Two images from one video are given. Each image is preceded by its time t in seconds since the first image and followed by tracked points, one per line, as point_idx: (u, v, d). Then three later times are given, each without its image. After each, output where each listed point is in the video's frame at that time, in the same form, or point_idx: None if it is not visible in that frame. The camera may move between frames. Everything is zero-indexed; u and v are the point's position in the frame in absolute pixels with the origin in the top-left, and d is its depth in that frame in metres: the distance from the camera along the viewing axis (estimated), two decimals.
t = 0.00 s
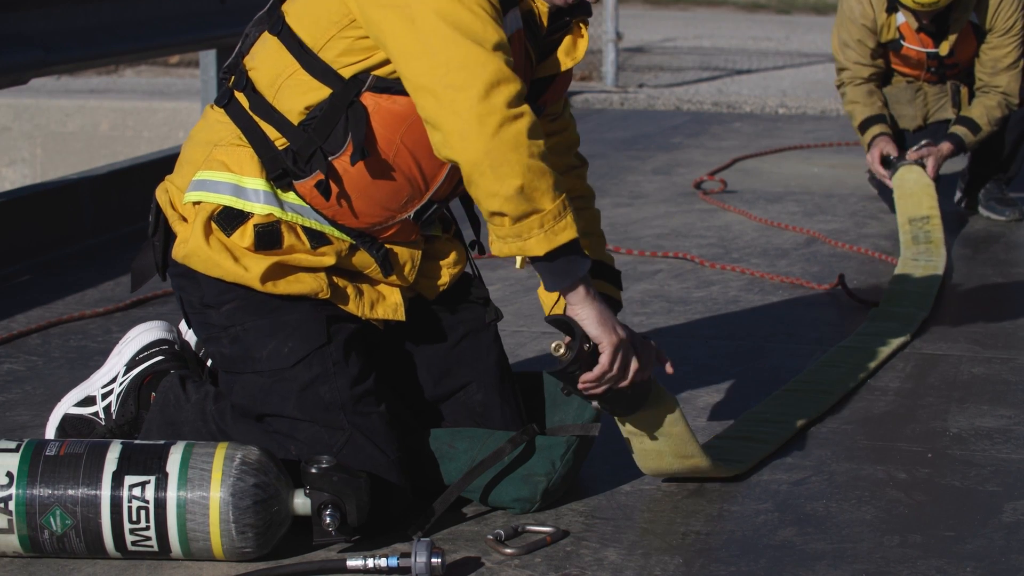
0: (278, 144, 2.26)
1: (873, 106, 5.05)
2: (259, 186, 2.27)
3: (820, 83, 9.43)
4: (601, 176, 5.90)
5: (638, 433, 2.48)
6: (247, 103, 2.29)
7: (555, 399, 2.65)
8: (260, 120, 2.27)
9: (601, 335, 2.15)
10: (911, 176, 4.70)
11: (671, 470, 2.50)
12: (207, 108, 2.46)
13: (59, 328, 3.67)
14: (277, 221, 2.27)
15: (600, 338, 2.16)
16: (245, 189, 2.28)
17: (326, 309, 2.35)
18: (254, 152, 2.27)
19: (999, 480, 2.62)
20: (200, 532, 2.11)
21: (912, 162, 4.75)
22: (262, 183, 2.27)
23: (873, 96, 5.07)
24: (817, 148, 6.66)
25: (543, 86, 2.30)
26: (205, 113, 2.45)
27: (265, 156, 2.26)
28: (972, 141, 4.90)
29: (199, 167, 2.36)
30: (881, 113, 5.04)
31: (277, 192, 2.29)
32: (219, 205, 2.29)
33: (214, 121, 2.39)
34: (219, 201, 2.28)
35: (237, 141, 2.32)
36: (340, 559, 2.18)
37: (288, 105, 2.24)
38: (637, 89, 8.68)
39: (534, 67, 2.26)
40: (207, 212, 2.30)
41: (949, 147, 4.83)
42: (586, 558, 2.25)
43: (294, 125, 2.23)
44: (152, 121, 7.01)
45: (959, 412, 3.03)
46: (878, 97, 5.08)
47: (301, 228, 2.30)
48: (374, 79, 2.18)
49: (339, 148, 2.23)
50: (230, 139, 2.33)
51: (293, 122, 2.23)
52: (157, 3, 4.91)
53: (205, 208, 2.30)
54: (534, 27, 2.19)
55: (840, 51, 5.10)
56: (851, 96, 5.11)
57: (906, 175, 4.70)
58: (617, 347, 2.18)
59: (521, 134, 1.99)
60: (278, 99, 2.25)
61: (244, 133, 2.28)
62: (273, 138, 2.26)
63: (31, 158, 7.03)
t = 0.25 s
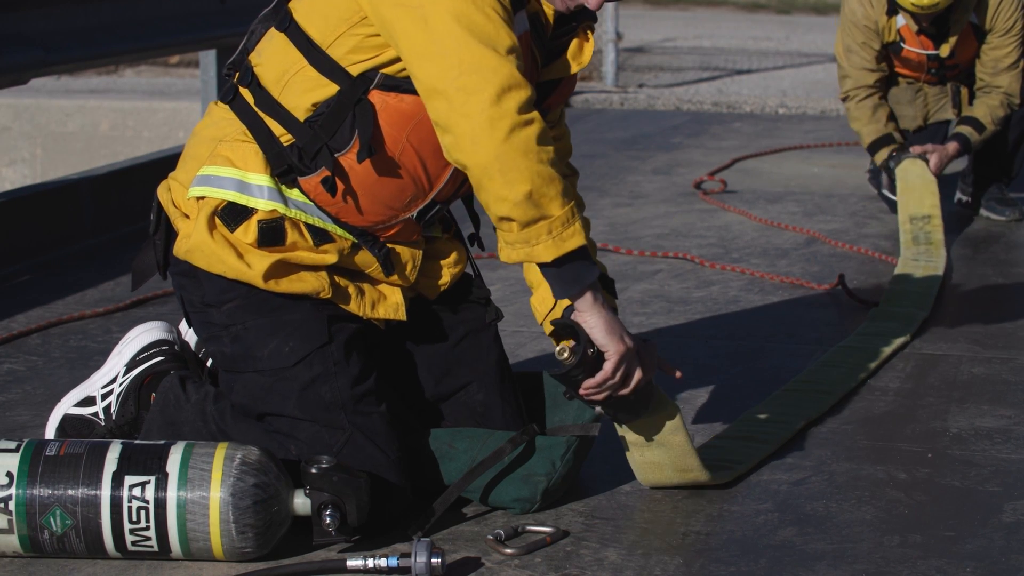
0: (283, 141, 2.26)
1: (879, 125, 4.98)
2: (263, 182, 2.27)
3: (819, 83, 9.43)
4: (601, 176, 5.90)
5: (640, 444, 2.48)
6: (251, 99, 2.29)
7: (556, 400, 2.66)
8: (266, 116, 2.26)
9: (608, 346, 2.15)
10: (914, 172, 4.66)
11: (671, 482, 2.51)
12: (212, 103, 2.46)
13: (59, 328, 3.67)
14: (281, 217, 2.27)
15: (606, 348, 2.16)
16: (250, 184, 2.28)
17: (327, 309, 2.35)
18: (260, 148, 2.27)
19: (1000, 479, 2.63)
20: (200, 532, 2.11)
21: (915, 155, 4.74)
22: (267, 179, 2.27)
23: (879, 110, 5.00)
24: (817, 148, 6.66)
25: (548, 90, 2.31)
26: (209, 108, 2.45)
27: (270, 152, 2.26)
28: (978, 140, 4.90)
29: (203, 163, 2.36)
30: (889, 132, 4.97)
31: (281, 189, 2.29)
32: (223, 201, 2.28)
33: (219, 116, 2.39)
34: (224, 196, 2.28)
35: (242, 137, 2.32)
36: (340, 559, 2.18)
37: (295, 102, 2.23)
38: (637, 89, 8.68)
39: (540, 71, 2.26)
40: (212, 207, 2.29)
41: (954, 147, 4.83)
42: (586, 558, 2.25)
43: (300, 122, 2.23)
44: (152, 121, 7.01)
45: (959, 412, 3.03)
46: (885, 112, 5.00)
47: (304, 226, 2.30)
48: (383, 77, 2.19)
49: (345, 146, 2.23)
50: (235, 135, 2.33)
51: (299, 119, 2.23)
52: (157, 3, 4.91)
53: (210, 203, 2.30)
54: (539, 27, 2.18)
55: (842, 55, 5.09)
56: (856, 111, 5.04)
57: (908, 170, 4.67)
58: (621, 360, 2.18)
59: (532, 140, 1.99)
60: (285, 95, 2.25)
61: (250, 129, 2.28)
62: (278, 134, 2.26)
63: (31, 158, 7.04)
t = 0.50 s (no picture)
0: (280, 143, 2.26)
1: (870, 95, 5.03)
2: (260, 184, 2.27)
3: (819, 83, 9.43)
4: (601, 176, 5.90)
5: (644, 447, 2.47)
6: (248, 100, 2.30)
7: (556, 401, 2.66)
8: (263, 118, 2.26)
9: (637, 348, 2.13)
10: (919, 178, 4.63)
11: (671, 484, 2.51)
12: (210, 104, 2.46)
13: (59, 328, 3.67)
14: (278, 219, 2.27)
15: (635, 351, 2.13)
16: (246, 186, 2.28)
17: (326, 309, 2.35)
18: (256, 150, 2.27)
19: (999, 479, 2.63)
20: (200, 532, 2.11)
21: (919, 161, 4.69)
22: (264, 181, 2.27)
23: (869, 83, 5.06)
24: (817, 148, 6.65)
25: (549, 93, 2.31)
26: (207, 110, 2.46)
27: (266, 155, 2.26)
28: (980, 140, 4.89)
29: (200, 164, 2.36)
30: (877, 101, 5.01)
31: (278, 191, 2.29)
32: (220, 203, 2.28)
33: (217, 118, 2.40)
34: (220, 198, 2.27)
35: (239, 139, 2.32)
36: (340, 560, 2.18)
37: (292, 105, 2.23)
38: (637, 89, 8.68)
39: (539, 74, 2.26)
40: (207, 209, 2.29)
41: (955, 148, 4.81)
42: (586, 558, 2.25)
43: (296, 125, 2.23)
44: (152, 121, 7.00)
45: (959, 412, 3.03)
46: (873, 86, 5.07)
47: (301, 228, 2.30)
48: (380, 81, 2.18)
49: (342, 149, 2.22)
50: (232, 137, 2.33)
51: (296, 122, 2.23)
52: (157, 3, 4.91)
53: (206, 205, 2.29)
54: (538, 29, 2.20)
55: (836, 47, 5.09)
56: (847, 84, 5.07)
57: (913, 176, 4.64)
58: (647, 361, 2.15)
59: (547, 142, 2.00)
60: (282, 98, 2.25)
61: (247, 131, 2.28)
62: (275, 136, 2.26)
63: (31, 157, 7.04)
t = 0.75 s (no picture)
0: (263, 154, 2.22)
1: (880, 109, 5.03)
2: (246, 191, 2.26)
3: (819, 83, 9.43)
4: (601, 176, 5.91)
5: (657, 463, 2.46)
6: (235, 109, 2.26)
7: (556, 400, 2.66)
8: (246, 127, 2.22)
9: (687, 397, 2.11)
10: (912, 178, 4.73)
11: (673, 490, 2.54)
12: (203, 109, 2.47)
13: (59, 328, 3.67)
14: (265, 226, 2.27)
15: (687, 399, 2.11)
16: (233, 194, 2.27)
17: (325, 309, 2.35)
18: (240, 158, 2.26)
19: (999, 479, 2.63)
20: (200, 532, 2.11)
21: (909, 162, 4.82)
22: (249, 189, 2.26)
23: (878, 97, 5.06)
24: (817, 148, 6.65)
25: (529, 105, 2.23)
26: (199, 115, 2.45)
27: (249, 165, 2.23)
28: (972, 138, 4.90)
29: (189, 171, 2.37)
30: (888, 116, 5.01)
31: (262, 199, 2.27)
32: (207, 210, 2.29)
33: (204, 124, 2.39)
34: (207, 206, 2.28)
35: (226, 147, 2.31)
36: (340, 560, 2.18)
37: (274, 116, 2.15)
38: (637, 89, 8.68)
39: (520, 87, 2.20)
40: (195, 217, 2.31)
41: (948, 143, 4.85)
42: (587, 558, 2.25)
43: (277, 136, 2.16)
44: (152, 120, 6.98)
45: (958, 412, 3.03)
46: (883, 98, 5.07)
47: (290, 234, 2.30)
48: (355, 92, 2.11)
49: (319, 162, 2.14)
50: (218, 144, 2.33)
51: (277, 134, 2.16)
52: (157, 3, 4.91)
53: (194, 213, 2.31)
54: (520, 45, 2.12)
55: (841, 54, 5.10)
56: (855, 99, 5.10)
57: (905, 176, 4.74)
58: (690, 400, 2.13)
59: (369, 131, 1.81)
60: (263, 109, 2.18)
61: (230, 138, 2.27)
62: (257, 148, 2.22)
63: (31, 157, 7.05)
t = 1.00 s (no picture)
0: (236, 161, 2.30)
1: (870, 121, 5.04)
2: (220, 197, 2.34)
3: (819, 83, 9.43)
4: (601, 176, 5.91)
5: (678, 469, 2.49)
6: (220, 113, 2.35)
7: (556, 400, 2.66)
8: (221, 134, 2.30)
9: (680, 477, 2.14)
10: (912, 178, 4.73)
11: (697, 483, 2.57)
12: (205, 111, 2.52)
13: (59, 328, 3.67)
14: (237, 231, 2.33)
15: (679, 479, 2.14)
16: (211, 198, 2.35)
17: (316, 310, 2.38)
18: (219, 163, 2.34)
19: (999, 479, 2.63)
20: (200, 532, 2.11)
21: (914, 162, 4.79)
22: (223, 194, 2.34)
23: (871, 109, 5.06)
24: (817, 148, 6.65)
25: (491, 127, 2.17)
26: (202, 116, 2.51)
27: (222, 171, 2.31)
28: (981, 139, 4.90)
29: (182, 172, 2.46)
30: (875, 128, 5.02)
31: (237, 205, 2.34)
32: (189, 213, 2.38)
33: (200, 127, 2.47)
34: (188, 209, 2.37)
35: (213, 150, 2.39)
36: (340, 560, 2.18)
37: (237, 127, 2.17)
38: (637, 89, 8.68)
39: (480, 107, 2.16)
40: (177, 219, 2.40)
41: (956, 148, 4.83)
42: (587, 558, 2.25)
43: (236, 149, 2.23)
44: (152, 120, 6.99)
45: (959, 412, 3.03)
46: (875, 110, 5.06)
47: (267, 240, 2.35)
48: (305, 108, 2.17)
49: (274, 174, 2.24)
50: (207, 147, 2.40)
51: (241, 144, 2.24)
52: (157, 3, 4.91)
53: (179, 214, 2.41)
54: (471, 67, 2.10)
55: (841, 56, 5.08)
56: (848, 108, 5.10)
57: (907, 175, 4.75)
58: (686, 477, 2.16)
59: (166, 168, 2.00)
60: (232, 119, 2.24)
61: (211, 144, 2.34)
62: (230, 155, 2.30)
63: (31, 157, 7.05)
